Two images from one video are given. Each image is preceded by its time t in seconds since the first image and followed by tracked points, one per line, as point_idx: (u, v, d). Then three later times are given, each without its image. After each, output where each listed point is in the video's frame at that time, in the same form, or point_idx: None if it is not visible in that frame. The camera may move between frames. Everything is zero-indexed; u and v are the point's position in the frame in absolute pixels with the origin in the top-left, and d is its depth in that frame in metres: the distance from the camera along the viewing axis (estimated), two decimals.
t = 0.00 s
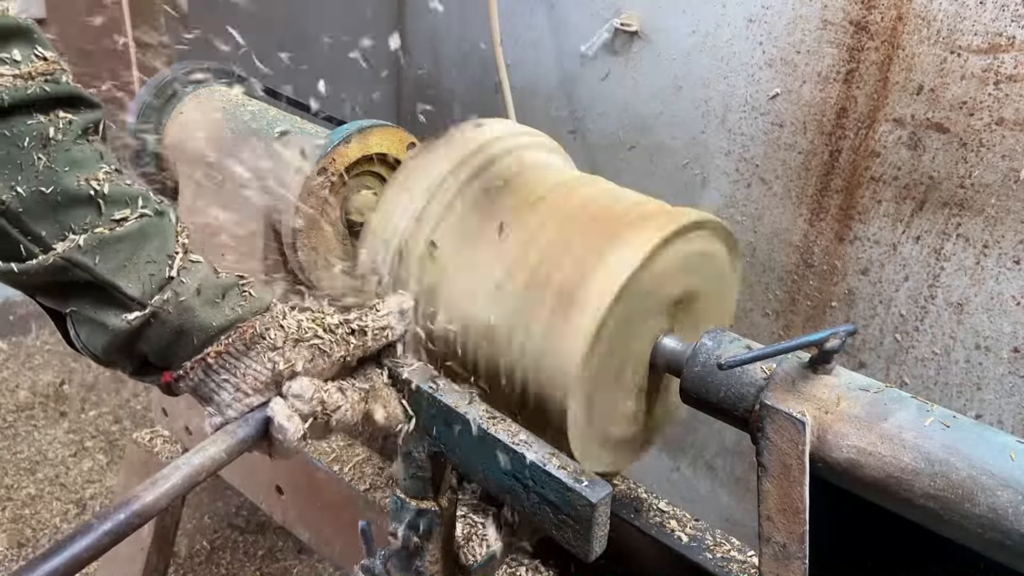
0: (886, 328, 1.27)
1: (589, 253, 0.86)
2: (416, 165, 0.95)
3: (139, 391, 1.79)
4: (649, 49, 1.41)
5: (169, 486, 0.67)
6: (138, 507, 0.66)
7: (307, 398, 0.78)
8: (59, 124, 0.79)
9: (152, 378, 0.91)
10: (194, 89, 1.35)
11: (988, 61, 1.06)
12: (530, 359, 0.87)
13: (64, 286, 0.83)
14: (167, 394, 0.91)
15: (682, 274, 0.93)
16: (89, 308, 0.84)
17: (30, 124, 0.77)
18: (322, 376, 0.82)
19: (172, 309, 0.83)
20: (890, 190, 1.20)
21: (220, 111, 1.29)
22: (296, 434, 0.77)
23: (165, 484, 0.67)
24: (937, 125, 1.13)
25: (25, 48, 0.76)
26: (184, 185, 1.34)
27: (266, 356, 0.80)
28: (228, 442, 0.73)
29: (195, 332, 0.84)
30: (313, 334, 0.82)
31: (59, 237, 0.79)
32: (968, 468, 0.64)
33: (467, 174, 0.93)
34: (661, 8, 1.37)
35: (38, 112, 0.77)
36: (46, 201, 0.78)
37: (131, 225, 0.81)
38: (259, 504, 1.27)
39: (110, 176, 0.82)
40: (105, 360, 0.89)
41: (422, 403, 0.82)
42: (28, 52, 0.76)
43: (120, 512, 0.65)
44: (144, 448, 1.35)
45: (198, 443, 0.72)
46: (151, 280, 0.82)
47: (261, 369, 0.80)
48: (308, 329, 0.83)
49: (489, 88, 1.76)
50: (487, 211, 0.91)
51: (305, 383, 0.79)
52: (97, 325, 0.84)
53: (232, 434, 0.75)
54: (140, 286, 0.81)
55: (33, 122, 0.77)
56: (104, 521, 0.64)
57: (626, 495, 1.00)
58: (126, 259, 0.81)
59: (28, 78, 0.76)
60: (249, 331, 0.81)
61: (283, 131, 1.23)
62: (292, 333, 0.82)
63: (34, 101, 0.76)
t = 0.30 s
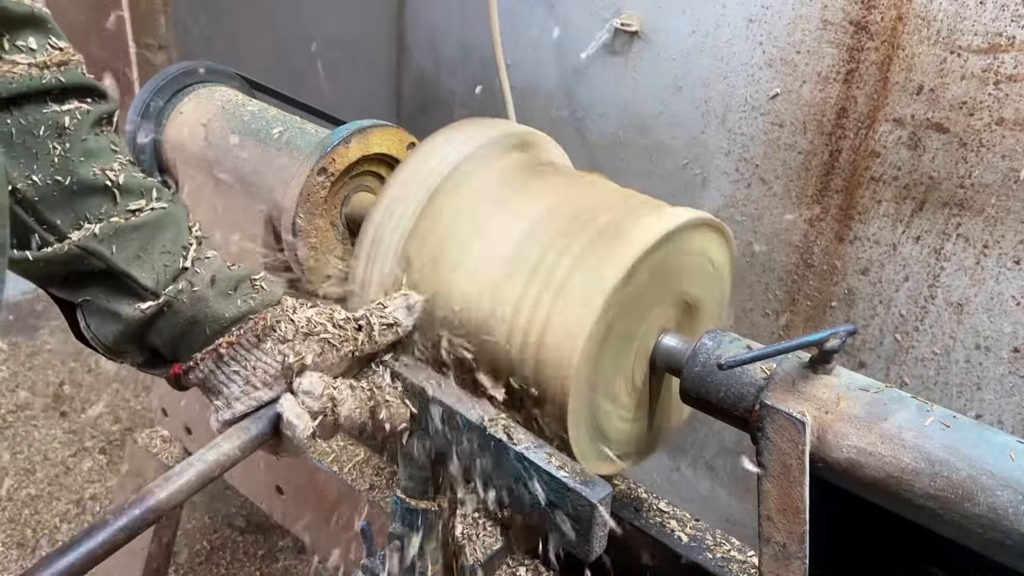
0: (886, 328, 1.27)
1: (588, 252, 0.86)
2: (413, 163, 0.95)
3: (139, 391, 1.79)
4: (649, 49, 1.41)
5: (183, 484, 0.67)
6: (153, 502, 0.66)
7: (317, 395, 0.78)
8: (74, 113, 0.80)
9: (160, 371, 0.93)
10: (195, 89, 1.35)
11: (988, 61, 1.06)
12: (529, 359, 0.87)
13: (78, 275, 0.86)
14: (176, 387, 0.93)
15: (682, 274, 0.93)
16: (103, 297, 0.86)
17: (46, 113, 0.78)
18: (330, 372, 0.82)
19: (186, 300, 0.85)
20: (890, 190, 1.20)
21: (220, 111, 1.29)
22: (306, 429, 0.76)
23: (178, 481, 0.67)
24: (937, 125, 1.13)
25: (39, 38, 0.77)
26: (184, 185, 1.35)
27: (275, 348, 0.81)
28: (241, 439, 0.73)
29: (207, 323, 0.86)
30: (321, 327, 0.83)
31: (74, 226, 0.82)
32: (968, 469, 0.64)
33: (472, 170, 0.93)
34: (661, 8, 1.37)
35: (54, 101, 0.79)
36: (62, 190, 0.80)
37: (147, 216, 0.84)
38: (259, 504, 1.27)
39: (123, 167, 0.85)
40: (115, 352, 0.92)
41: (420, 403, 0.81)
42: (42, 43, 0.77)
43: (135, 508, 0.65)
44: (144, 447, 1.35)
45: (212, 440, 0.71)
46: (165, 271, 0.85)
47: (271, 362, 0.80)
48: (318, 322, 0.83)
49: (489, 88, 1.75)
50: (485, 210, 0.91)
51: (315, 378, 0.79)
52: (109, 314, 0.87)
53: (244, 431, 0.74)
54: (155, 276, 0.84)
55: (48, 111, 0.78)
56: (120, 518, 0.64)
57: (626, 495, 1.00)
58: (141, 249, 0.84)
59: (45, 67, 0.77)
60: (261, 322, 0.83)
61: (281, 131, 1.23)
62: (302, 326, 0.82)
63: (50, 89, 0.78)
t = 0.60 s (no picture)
0: (886, 329, 1.27)
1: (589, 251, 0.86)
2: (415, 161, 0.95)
3: (139, 391, 1.79)
4: (649, 49, 1.41)
5: (160, 485, 0.67)
6: (128, 505, 0.65)
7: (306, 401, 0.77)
8: (22, 108, 0.82)
9: (137, 374, 0.93)
10: (195, 90, 1.35)
11: (988, 61, 1.06)
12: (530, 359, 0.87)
13: (44, 281, 0.86)
14: (155, 389, 0.93)
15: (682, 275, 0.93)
16: (68, 304, 0.86)
17: None
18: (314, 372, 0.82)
19: (157, 301, 0.84)
20: (890, 190, 1.20)
21: (220, 111, 1.30)
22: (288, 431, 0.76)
23: (155, 483, 0.67)
24: (937, 125, 1.13)
25: None
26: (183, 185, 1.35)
27: (252, 345, 0.81)
28: (220, 441, 0.73)
29: (180, 324, 0.85)
30: (298, 325, 0.82)
31: (30, 227, 0.83)
32: (968, 468, 0.64)
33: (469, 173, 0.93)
34: (661, 8, 1.37)
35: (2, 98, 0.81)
36: (15, 189, 0.81)
37: (109, 215, 0.84)
38: (259, 504, 1.27)
39: (84, 165, 0.85)
40: (88, 357, 0.91)
41: (421, 402, 0.81)
42: None
43: (110, 510, 0.65)
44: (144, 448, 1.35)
45: (191, 442, 0.71)
46: (131, 271, 0.84)
47: (249, 359, 0.80)
48: (294, 319, 0.83)
49: (489, 88, 1.75)
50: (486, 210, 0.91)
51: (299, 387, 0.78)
52: (78, 321, 0.86)
53: (225, 432, 0.74)
54: (119, 277, 0.83)
55: None
56: (93, 519, 0.64)
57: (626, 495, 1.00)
58: (105, 250, 0.83)
59: None
60: (235, 319, 0.82)
61: (281, 131, 1.23)
62: (278, 322, 0.82)
63: None
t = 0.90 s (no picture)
0: (886, 329, 1.27)
1: (589, 252, 0.86)
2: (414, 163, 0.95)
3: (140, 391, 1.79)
4: (649, 50, 1.41)
5: (152, 479, 0.68)
6: (121, 501, 0.66)
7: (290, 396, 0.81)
8: (39, 118, 0.81)
9: (135, 377, 0.93)
10: (195, 90, 1.35)
11: (988, 61, 1.06)
12: (530, 359, 0.87)
13: (45, 283, 0.85)
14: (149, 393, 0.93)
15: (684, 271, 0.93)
16: (70, 306, 0.86)
17: (11, 119, 0.79)
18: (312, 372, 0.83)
19: (156, 309, 0.84)
20: (890, 190, 1.20)
21: (220, 111, 1.29)
22: (278, 430, 0.78)
23: (146, 477, 0.68)
24: (937, 125, 1.13)
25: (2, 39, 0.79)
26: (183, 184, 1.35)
27: (250, 356, 0.82)
28: (212, 437, 0.75)
29: (178, 333, 0.85)
30: (295, 333, 0.85)
31: (38, 234, 0.81)
32: (968, 469, 0.64)
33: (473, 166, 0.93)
34: (660, 8, 1.37)
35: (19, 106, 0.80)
36: (26, 197, 0.80)
37: (115, 224, 0.83)
38: (259, 504, 1.27)
39: (93, 175, 0.84)
40: (87, 358, 0.91)
41: (420, 401, 0.81)
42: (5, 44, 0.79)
43: (103, 507, 0.66)
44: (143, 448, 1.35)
45: (182, 438, 0.73)
46: (132, 281, 0.84)
47: (246, 369, 0.81)
48: (291, 330, 0.85)
49: (488, 88, 1.75)
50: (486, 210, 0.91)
51: (288, 381, 0.81)
52: (78, 323, 0.86)
53: (216, 429, 0.77)
54: (121, 284, 0.83)
55: (13, 115, 0.79)
56: (86, 516, 0.65)
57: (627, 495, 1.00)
58: (108, 259, 0.83)
59: (6, 70, 0.78)
60: (232, 332, 0.83)
61: (281, 131, 1.23)
62: (275, 331, 0.84)
63: (12, 93, 0.78)
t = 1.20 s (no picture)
0: (886, 329, 1.27)
1: (588, 253, 0.86)
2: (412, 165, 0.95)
3: (139, 391, 1.79)
4: (649, 50, 1.41)
5: (162, 476, 0.68)
6: (131, 498, 0.66)
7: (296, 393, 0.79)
8: (45, 119, 0.81)
9: (141, 374, 0.93)
10: (195, 89, 1.35)
11: (987, 61, 1.06)
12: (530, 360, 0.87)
13: (53, 280, 0.85)
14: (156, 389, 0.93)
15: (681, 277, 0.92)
16: (77, 303, 0.86)
17: (20, 120, 0.78)
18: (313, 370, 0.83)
19: (161, 306, 0.85)
20: (890, 190, 1.20)
21: (220, 111, 1.30)
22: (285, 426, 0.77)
23: (156, 474, 0.68)
24: (937, 125, 1.13)
25: (12, 44, 0.78)
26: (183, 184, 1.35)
27: (255, 351, 0.81)
28: (219, 435, 0.75)
29: (184, 328, 0.86)
30: (299, 328, 0.84)
31: (45, 233, 0.81)
32: (968, 468, 0.64)
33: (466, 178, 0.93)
34: (660, 8, 1.37)
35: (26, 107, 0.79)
36: (35, 196, 0.80)
37: (122, 220, 0.84)
38: (259, 504, 1.27)
39: (98, 172, 0.85)
40: (94, 355, 0.91)
41: (419, 401, 0.81)
42: (15, 48, 0.78)
43: (112, 504, 0.66)
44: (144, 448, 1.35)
45: (190, 437, 0.73)
46: (139, 276, 0.84)
47: (251, 364, 0.80)
48: (295, 326, 0.84)
49: (488, 88, 1.75)
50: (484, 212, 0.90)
51: (293, 377, 0.80)
52: (85, 319, 0.86)
53: (223, 426, 0.76)
54: (128, 281, 0.84)
55: (20, 117, 0.79)
56: (96, 513, 0.64)
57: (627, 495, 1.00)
58: (115, 255, 0.83)
59: (13, 72, 0.77)
60: (238, 327, 0.82)
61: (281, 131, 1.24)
62: (280, 327, 0.83)
63: (21, 95, 0.78)
